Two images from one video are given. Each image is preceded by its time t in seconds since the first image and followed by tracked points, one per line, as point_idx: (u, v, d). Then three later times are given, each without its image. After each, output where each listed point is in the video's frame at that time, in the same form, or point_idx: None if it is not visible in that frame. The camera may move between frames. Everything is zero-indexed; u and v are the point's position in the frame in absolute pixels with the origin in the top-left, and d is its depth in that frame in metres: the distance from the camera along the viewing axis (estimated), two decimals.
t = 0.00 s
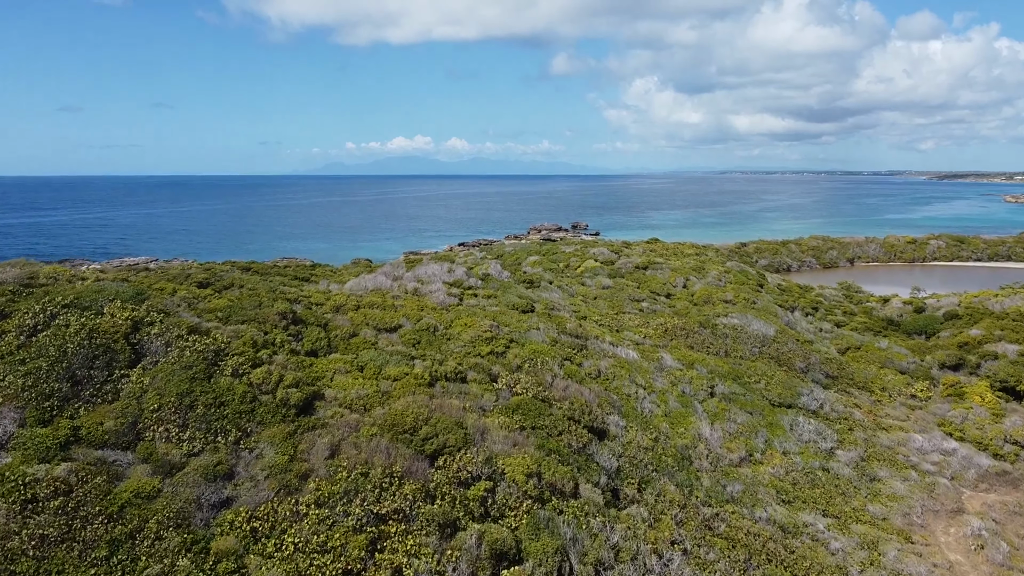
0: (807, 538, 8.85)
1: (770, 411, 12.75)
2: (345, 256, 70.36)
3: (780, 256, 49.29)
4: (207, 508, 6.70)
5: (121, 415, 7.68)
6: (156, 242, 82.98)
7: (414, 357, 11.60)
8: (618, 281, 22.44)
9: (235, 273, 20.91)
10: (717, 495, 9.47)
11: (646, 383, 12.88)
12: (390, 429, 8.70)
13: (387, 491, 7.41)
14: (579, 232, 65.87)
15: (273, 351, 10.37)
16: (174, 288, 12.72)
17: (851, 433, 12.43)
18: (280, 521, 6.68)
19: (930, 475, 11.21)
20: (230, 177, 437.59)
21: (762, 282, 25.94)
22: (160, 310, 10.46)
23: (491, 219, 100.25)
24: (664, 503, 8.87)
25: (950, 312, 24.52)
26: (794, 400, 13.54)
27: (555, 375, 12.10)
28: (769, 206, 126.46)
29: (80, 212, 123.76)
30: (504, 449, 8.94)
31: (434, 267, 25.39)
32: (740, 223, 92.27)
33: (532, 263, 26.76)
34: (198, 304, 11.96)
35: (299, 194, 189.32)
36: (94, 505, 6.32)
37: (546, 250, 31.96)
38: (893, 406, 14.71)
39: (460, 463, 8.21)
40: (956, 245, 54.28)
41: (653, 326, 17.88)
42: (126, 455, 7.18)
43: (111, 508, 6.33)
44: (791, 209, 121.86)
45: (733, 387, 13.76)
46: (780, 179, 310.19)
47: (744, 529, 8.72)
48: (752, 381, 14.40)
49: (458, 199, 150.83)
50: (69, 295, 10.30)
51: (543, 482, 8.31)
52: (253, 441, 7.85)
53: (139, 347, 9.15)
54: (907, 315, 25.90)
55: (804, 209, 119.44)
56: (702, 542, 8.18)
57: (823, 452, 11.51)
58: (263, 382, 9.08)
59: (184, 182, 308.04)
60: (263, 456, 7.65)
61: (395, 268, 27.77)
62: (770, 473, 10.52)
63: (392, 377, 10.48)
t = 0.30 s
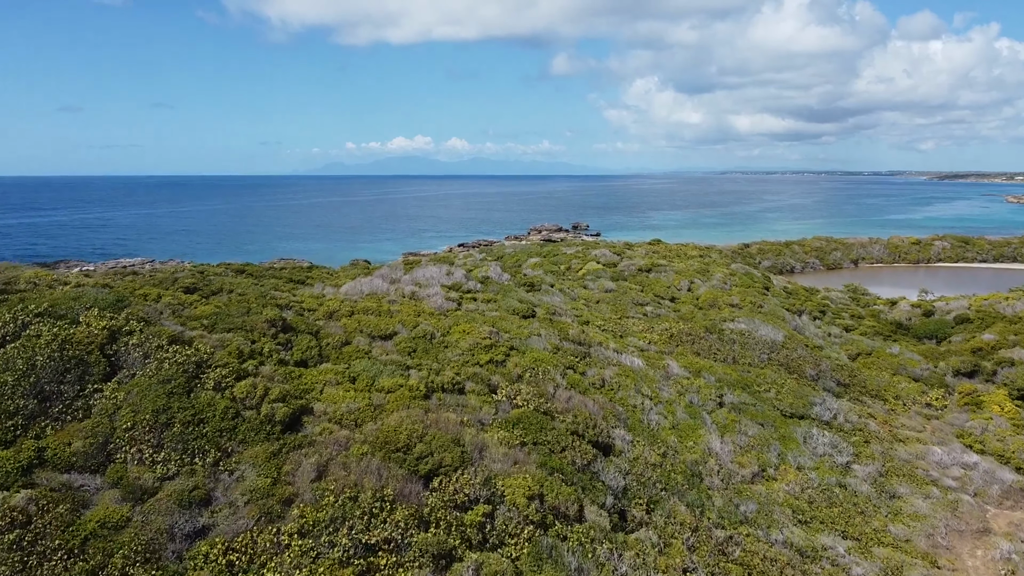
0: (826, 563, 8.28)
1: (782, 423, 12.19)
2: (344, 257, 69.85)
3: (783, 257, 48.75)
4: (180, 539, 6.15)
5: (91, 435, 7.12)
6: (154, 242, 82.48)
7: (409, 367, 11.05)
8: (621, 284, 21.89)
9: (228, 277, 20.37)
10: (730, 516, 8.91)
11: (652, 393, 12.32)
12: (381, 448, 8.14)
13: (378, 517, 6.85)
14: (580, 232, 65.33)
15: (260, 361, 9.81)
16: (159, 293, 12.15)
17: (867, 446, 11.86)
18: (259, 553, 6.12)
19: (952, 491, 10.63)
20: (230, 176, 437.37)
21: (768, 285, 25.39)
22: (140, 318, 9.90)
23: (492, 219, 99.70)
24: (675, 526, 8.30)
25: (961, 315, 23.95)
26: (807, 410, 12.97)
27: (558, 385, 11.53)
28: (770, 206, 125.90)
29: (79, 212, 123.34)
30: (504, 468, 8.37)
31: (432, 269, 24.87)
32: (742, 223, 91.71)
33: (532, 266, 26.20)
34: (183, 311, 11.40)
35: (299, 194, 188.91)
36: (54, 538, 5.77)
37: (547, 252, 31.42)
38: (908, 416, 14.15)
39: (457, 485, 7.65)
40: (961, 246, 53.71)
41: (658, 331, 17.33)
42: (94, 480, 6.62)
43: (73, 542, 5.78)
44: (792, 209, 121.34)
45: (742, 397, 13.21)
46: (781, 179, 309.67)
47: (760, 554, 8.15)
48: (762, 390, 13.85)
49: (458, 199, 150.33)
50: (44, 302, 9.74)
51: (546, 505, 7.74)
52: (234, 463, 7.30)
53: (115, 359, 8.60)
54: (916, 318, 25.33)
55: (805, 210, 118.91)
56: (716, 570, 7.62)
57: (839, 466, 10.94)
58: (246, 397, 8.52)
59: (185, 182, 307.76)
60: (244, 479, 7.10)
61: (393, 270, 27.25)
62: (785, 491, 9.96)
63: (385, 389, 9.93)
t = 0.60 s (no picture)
0: None
1: (795, 435, 11.63)
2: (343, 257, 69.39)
3: (786, 258, 48.20)
4: None
5: (55, 457, 6.57)
6: (153, 243, 82.04)
7: (404, 378, 10.49)
8: (624, 287, 21.35)
9: (220, 281, 19.85)
10: (745, 540, 8.36)
11: (659, 404, 11.76)
12: (372, 468, 7.59)
13: (366, 549, 6.29)
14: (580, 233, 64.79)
15: (245, 373, 9.26)
16: (142, 300, 11.59)
17: (885, 460, 11.30)
18: None
19: (977, 510, 10.07)
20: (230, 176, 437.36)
21: (774, 287, 24.85)
22: (118, 327, 9.34)
23: (491, 220, 99.19)
24: (686, 552, 7.75)
25: (972, 319, 23.38)
26: (820, 421, 12.40)
27: (560, 396, 10.99)
28: (771, 206, 125.36)
29: (79, 213, 123.02)
30: (504, 489, 7.81)
31: (431, 271, 24.35)
32: (743, 224, 91.16)
33: (533, 268, 25.66)
34: (167, 319, 10.86)
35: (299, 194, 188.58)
36: None
37: (548, 253, 30.85)
38: (924, 427, 13.59)
39: (453, 510, 7.11)
40: (965, 247, 53.14)
41: (663, 337, 16.78)
42: (56, 508, 6.06)
43: None
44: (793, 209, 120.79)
45: (752, 407, 12.66)
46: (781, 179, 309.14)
47: None
48: (773, 399, 13.29)
49: (458, 199, 149.87)
50: (15, 311, 9.18)
51: (548, 531, 7.18)
52: (211, 487, 6.75)
53: (88, 372, 8.06)
54: (925, 322, 24.77)
55: (806, 210, 118.41)
56: None
57: (857, 483, 10.39)
58: (228, 413, 7.97)
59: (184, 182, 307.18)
60: (221, 505, 6.54)
61: (390, 272, 26.72)
62: (801, 510, 9.40)
63: (378, 402, 9.38)
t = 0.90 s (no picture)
0: None
1: (808, 448, 11.13)
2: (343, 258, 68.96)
3: (789, 259, 47.75)
4: None
5: (18, 481, 6.06)
6: (152, 243, 81.68)
7: (399, 389, 9.99)
8: (626, 290, 20.86)
9: (212, 284, 19.38)
10: (759, 563, 7.86)
11: (666, 415, 11.27)
12: (362, 489, 7.09)
13: None
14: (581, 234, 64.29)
15: (229, 386, 8.77)
16: (126, 305, 11.10)
17: (902, 474, 10.81)
18: None
19: (1000, 527, 9.57)
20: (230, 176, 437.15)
21: (779, 290, 24.36)
22: (95, 336, 8.85)
23: (492, 220, 98.72)
24: None
25: (982, 322, 22.90)
26: (833, 433, 11.90)
27: (562, 407, 10.49)
28: (772, 207, 124.89)
29: (78, 213, 122.68)
30: (504, 510, 7.31)
31: (429, 273, 23.87)
32: (745, 224, 90.71)
33: (533, 270, 25.18)
34: (151, 327, 10.37)
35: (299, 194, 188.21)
36: None
37: (549, 255, 30.41)
38: (940, 437, 13.10)
39: (448, 536, 6.62)
40: (970, 248, 52.66)
41: (668, 342, 16.29)
42: (15, 538, 5.54)
43: None
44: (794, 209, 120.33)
45: (762, 418, 12.16)
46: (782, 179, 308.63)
47: None
48: (782, 409, 12.80)
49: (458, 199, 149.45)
50: None
51: (551, 558, 6.68)
52: (188, 512, 6.25)
53: (60, 386, 7.56)
54: (934, 325, 24.28)
55: (808, 210, 117.92)
56: None
57: (874, 498, 9.90)
58: (209, 429, 7.48)
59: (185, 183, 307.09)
60: (197, 533, 6.03)
61: (388, 275, 26.23)
62: (817, 529, 8.90)
63: (371, 416, 8.88)
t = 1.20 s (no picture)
0: None
1: (825, 465, 10.51)
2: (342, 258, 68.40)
3: (793, 261, 47.13)
4: None
5: None
6: (151, 243, 81.36)
7: (392, 404, 9.38)
8: (630, 294, 20.23)
9: (203, 290, 18.82)
10: None
11: (674, 430, 10.65)
12: (347, 520, 6.47)
13: None
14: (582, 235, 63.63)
15: (208, 403, 8.16)
16: (103, 314, 10.49)
17: (926, 493, 10.18)
18: None
19: None
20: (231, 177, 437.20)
21: (786, 293, 23.74)
22: (64, 350, 8.24)
23: (492, 220, 98.14)
24: None
25: (996, 327, 22.26)
26: (851, 448, 11.26)
27: (566, 422, 9.88)
28: (774, 207, 124.27)
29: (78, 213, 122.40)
30: (503, 541, 6.68)
31: (428, 276, 23.28)
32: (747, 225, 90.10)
33: (534, 273, 24.58)
34: (128, 337, 9.76)
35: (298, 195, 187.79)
36: None
37: (550, 257, 29.79)
38: (961, 450, 12.46)
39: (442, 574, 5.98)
40: (976, 249, 52.01)
41: (674, 349, 15.65)
42: None
43: None
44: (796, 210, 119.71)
45: (776, 431, 11.55)
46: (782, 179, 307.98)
47: None
48: (796, 421, 12.19)
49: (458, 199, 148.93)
50: None
51: None
52: (152, 551, 5.61)
53: (21, 406, 6.95)
54: (945, 329, 23.65)
55: (810, 211, 117.33)
56: None
57: (898, 521, 9.26)
58: (182, 453, 6.87)
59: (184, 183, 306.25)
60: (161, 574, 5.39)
61: (385, 278, 25.65)
62: (840, 556, 8.26)
63: (361, 435, 8.28)
